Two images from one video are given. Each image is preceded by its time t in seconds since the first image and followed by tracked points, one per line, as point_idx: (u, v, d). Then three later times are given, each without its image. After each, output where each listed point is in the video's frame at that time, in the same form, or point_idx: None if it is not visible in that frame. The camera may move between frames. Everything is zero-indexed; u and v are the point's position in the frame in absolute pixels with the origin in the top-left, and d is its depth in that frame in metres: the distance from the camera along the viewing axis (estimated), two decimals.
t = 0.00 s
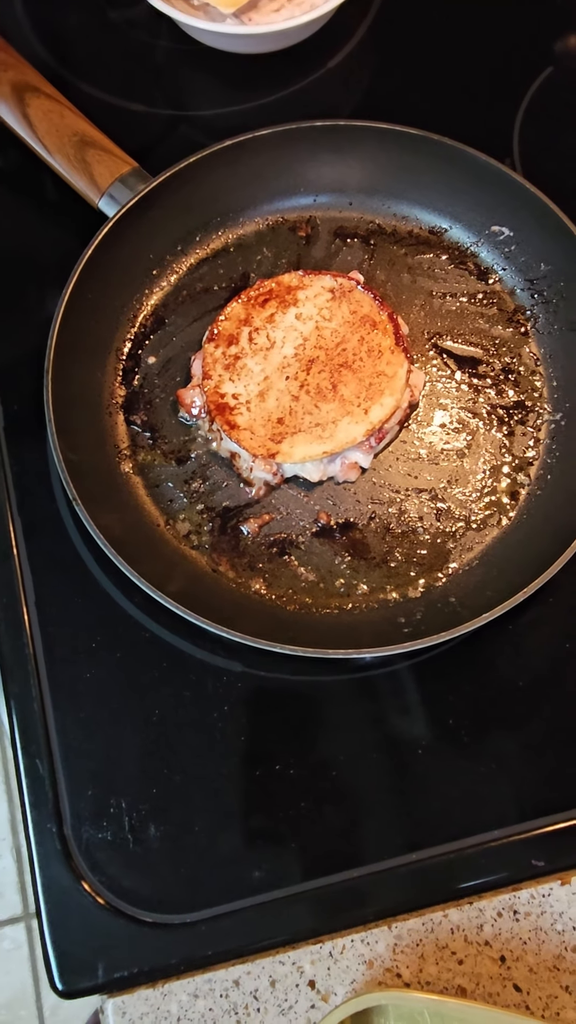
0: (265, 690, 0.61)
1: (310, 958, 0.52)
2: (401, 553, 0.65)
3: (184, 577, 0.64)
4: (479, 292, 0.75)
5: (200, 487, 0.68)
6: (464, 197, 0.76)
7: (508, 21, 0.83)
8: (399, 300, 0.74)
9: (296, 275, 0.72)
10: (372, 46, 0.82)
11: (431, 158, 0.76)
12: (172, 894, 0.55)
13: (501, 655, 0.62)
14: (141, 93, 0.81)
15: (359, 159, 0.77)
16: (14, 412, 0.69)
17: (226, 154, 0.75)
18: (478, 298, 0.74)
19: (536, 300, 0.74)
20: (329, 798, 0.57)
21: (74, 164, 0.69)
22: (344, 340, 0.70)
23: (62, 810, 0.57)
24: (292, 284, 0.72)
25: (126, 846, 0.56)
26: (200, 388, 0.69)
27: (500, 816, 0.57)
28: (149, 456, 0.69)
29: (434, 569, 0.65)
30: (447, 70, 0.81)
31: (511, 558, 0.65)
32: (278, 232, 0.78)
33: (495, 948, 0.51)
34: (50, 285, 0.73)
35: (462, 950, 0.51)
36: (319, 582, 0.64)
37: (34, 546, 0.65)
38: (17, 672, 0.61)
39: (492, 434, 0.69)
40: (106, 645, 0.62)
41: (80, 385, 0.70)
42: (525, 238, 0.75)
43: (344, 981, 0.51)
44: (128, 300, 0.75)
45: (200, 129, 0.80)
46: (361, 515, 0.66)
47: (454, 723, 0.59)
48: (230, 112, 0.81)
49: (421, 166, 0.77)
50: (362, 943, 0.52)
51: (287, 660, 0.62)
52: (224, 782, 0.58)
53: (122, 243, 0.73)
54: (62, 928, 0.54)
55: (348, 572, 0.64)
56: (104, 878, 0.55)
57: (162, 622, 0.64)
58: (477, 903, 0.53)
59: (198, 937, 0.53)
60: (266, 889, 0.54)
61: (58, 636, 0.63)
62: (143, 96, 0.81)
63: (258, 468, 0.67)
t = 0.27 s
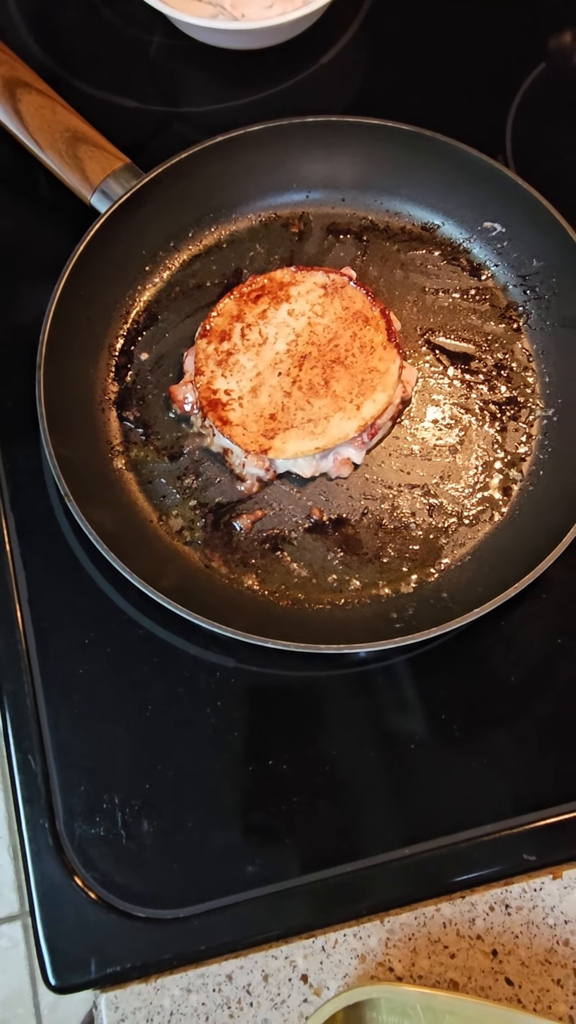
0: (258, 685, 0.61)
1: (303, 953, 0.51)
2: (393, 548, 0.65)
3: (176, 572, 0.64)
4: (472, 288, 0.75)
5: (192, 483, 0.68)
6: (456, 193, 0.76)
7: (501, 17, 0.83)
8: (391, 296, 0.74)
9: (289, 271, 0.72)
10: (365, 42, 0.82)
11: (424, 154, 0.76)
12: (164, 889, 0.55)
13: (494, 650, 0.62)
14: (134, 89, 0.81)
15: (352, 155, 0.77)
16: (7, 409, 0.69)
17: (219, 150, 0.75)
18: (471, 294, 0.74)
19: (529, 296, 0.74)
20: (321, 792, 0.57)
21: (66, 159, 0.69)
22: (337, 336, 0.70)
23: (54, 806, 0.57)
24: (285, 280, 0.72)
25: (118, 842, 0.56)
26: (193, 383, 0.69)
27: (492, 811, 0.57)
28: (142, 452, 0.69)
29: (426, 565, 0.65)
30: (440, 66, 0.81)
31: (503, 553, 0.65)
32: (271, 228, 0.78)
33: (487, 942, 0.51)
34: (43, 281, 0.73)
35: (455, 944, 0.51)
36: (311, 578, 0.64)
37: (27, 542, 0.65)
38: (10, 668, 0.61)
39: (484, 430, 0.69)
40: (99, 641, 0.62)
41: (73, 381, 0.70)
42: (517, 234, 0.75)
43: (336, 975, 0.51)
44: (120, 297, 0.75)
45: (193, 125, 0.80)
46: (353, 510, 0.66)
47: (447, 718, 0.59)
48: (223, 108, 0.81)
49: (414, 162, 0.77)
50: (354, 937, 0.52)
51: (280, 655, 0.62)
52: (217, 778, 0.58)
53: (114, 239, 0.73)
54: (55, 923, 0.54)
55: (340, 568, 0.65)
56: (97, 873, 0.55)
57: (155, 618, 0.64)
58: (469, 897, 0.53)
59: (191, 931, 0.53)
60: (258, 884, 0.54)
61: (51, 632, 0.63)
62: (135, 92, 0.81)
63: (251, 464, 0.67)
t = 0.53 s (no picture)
0: (255, 682, 0.61)
1: (300, 948, 0.51)
2: (390, 545, 0.65)
3: (173, 569, 0.64)
4: (468, 284, 0.75)
5: (189, 479, 0.68)
6: (453, 189, 0.76)
7: (497, 13, 0.83)
8: (388, 292, 0.74)
9: (285, 267, 0.72)
10: (361, 38, 0.82)
11: (420, 150, 0.76)
12: (161, 886, 0.55)
13: (490, 645, 0.62)
14: (130, 86, 0.81)
15: (348, 151, 0.77)
16: (4, 406, 0.69)
17: (214, 146, 0.75)
18: (467, 290, 0.74)
19: (525, 292, 0.74)
20: (318, 788, 0.57)
21: (62, 157, 0.69)
22: (333, 332, 0.70)
23: (51, 802, 0.57)
24: (281, 276, 0.72)
25: (115, 838, 0.56)
26: (189, 380, 0.69)
27: (489, 806, 0.57)
28: (138, 449, 0.69)
29: (423, 561, 0.65)
30: (436, 62, 0.81)
31: (500, 549, 0.65)
32: (268, 225, 0.78)
33: (484, 937, 0.51)
34: (40, 278, 0.73)
35: (452, 939, 0.51)
36: (308, 574, 0.64)
37: (24, 539, 0.65)
38: (7, 666, 0.61)
39: (481, 426, 0.69)
40: (96, 638, 0.62)
41: (69, 379, 0.70)
42: (513, 230, 0.75)
43: (334, 970, 0.51)
44: (117, 294, 0.75)
45: (189, 122, 0.80)
46: (350, 506, 0.66)
47: (444, 714, 0.60)
48: (218, 104, 0.81)
49: (410, 159, 0.77)
50: (351, 933, 0.52)
51: (277, 651, 0.62)
52: (214, 774, 0.58)
53: (111, 236, 0.73)
54: (53, 920, 0.54)
55: (337, 564, 0.65)
56: (94, 870, 0.55)
57: (152, 615, 0.64)
58: (465, 893, 0.53)
59: (188, 927, 0.53)
60: (255, 880, 0.55)
61: (48, 629, 0.63)
62: (131, 89, 0.80)
63: (247, 461, 0.67)
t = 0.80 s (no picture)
0: (253, 679, 0.61)
1: (299, 946, 0.51)
2: (388, 542, 0.65)
3: (172, 566, 0.64)
4: (467, 282, 0.75)
5: (188, 477, 0.68)
6: (452, 186, 0.76)
7: (496, 10, 0.83)
8: (387, 289, 0.74)
9: (284, 265, 0.72)
10: (360, 35, 0.82)
11: (419, 147, 0.75)
12: (160, 883, 0.55)
13: (489, 643, 0.62)
14: (128, 84, 0.80)
15: (347, 147, 0.77)
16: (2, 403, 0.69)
17: (213, 143, 0.74)
18: (466, 287, 0.74)
19: (524, 289, 0.74)
20: (317, 786, 0.57)
21: (60, 155, 0.69)
22: (332, 329, 0.70)
23: (50, 800, 0.57)
24: (280, 273, 0.72)
25: (114, 836, 0.56)
26: (188, 378, 0.69)
27: (488, 803, 0.57)
28: (137, 447, 0.69)
29: (421, 559, 0.65)
30: (435, 59, 0.81)
31: (499, 546, 0.65)
32: (266, 222, 0.78)
33: (483, 934, 0.51)
34: (38, 276, 0.73)
35: (451, 936, 0.51)
36: (307, 571, 0.64)
37: (22, 537, 0.65)
38: (5, 664, 0.61)
39: (480, 423, 0.69)
40: (95, 635, 0.62)
41: (67, 376, 0.70)
42: (512, 227, 0.75)
43: (333, 967, 0.51)
44: (115, 291, 0.74)
45: (187, 119, 0.80)
46: (348, 504, 0.66)
47: (442, 712, 0.59)
48: (217, 102, 0.81)
49: (409, 156, 0.77)
50: (350, 930, 0.51)
51: (275, 649, 0.62)
52: (213, 772, 0.58)
53: (109, 233, 0.73)
54: (52, 917, 0.54)
55: (336, 561, 0.64)
56: (93, 867, 0.55)
57: (151, 612, 0.64)
58: (464, 890, 0.53)
59: (187, 924, 0.53)
60: (254, 878, 0.55)
61: (47, 627, 0.63)
62: (130, 86, 0.80)
63: (246, 458, 0.67)
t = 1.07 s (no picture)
0: (255, 678, 0.61)
1: (302, 944, 0.51)
2: (390, 541, 0.65)
3: (174, 565, 0.64)
4: (469, 281, 0.75)
5: (189, 476, 0.68)
6: (453, 185, 0.76)
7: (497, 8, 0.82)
8: (388, 288, 0.74)
9: (285, 264, 0.72)
10: (361, 33, 0.82)
11: (420, 146, 0.75)
12: (162, 882, 0.55)
13: (491, 642, 0.62)
14: (129, 82, 0.80)
15: (348, 146, 0.77)
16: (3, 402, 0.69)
17: (214, 142, 0.74)
18: (468, 286, 0.74)
19: (526, 288, 0.74)
20: (319, 785, 0.57)
21: (60, 154, 0.69)
22: (334, 328, 0.70)
23: (52, 798, 0.57)
24: (281, 272, 0.72)
25: (116, 834, 0.56)
26: (189, 377, 0.69)
27: (490, 802, 0.57)
28: (138, 446, 0.69)
29: (423, 558, 0.65)
30: (436, 58, 0.81)
31: (501, 545, 0.65)
32: (268, 221, 0.78)
33: (485, 933, 0.51)
34: (38, 275, 0.73)
35: (453, 935, 0.51)
36: (309, 570, 0.64)
37: (24, 536, 0.65)
38: (7, 663, 0.61)
39: (482, 422, 0.69)
40: (96, 634, 0.62)
41: (68, 375, 0.70)
42: (514, 226, 0.75)
43: (335, 966, 0.51)
44: (116, 290, 0.74)
45: (188, 118, 0.80)
46: (350, 503, 0.66)
47: (444, 711, 0.59)
48: (218, 100, 0.80)
49: (410, 155, 0.76)
50: (352, 929, 0.51)
51: (277, 648, 0.62)
52: (214, 771, 0.58)
53: (111, 232, 0.73)
54: (54, 915, 0.54)
55: (338, 560, 0.64)
56: (95, 866, 0.55)
57: (153, 611, 0.64)
58: (467, 889, 0.53)
59: (189, 923, 0.53)
60: (256, 877, 0.55)
61: (48, 626, 0.63)
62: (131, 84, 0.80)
63: (248, 457, 0.67)
